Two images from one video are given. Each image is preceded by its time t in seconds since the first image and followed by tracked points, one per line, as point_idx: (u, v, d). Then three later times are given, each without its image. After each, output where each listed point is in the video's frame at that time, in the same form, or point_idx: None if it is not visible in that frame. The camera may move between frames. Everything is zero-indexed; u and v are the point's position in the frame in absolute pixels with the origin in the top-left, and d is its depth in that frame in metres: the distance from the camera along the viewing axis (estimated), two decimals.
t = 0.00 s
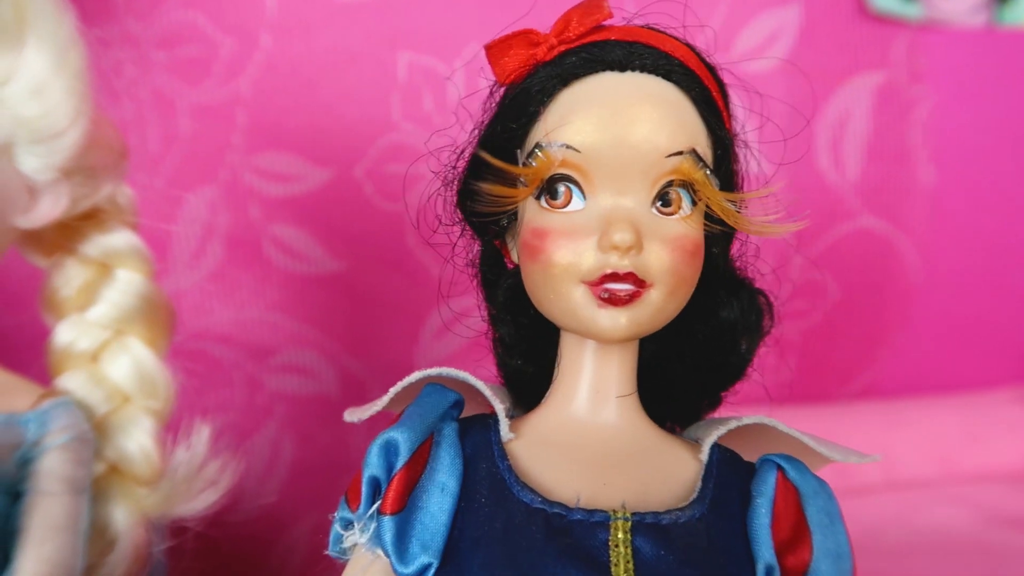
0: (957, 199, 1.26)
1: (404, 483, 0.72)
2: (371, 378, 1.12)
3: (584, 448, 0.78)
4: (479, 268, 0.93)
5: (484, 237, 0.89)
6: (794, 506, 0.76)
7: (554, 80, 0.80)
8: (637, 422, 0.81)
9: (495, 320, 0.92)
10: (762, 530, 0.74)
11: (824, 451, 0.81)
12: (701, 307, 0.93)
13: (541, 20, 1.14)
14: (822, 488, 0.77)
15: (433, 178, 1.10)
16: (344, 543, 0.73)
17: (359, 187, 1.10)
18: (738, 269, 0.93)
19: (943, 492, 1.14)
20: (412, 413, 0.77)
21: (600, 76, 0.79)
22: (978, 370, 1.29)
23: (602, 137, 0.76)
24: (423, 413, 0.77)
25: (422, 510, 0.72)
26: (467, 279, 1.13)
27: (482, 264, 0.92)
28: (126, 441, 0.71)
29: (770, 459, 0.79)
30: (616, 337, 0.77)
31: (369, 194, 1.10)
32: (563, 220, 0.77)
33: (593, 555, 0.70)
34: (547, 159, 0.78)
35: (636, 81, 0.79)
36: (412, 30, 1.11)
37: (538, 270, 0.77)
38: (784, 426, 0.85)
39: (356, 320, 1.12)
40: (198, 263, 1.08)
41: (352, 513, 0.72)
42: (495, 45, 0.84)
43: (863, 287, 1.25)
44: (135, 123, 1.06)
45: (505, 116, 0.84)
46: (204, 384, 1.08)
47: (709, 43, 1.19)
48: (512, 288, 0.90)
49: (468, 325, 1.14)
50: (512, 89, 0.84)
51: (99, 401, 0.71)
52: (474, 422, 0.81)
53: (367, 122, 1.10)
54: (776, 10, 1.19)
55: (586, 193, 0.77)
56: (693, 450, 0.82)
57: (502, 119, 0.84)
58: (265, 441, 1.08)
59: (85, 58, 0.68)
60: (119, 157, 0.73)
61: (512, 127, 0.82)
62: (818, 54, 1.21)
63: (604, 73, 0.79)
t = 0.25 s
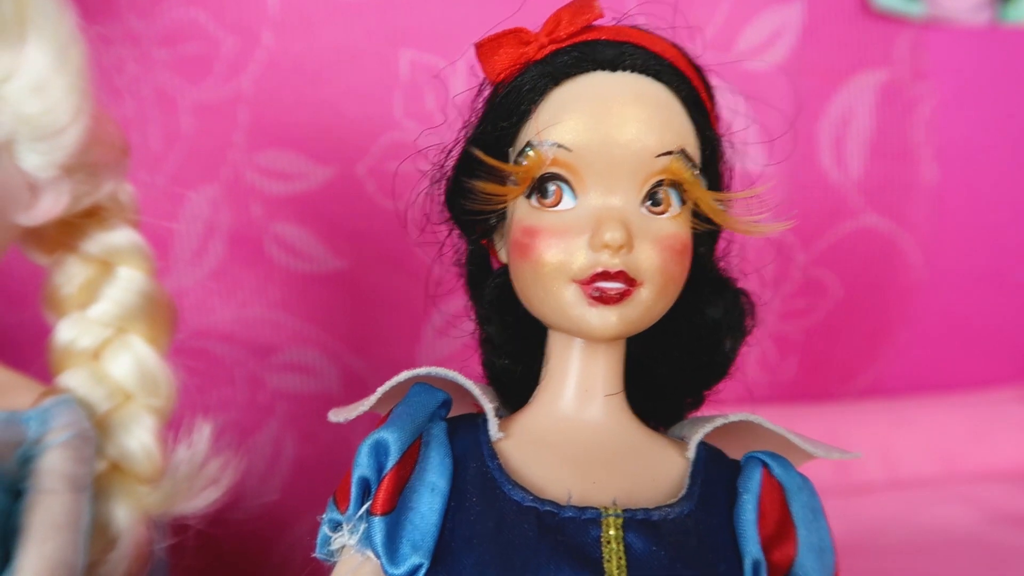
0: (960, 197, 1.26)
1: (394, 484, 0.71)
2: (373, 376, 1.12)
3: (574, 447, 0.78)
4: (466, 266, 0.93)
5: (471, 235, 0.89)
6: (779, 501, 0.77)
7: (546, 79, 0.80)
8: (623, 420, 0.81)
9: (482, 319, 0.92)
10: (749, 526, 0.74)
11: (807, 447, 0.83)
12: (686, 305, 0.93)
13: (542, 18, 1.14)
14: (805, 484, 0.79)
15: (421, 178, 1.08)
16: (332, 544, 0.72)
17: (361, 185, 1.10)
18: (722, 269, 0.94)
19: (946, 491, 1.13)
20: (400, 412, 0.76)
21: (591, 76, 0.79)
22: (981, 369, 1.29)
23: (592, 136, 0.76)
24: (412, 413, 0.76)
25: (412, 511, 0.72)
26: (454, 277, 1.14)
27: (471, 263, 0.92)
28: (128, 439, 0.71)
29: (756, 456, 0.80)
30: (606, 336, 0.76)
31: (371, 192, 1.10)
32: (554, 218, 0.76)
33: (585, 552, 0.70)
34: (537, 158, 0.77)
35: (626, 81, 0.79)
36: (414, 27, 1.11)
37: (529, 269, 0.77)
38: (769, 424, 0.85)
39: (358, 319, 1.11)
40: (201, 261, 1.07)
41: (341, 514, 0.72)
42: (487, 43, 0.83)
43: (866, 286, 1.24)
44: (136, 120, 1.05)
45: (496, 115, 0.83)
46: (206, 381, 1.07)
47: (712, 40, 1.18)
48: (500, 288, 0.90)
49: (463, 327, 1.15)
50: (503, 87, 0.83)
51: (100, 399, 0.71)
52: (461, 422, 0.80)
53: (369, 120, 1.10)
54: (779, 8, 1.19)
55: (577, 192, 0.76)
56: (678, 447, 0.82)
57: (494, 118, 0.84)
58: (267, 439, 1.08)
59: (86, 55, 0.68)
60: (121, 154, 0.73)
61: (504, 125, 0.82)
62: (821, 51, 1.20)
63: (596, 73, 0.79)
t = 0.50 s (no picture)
0: (961, 195, 1.26)
1: (369, 486, 0.71)
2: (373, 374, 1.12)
3: (544, 445, 0.78)
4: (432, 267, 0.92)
5: (435, 237, 0.89)
6: (744, 493, 0.79)
7: (510, 83, 0.79)
8: (590, 416, 0.81)
9: (450, 319, 0.91)
10: (717, 516, 0.76)
11: (770, 438, 0.85)
12: (650, 304, 0.93)
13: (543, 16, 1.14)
14: (768, 475, 0.80)
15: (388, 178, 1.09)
16: (306, 548, 0.71)
17: (361, 184, 1.10)
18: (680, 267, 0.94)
19: (947, 489, 1.13)
20: (372, 414, 0.75)
21: (556, 81, 0.78)
22: (979, 367, 1.30)
23: (558, 138, 0.76)
24: (384, 414, 0.76)
25: (388, 512, 0.71)
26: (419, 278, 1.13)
27: (436, 265, 0.91)
28: (130, 437, 0.71)
29: (720, 449, 0.82)
30: (575, 335, 0.77)
31: (371, 190, 1.10)
32: (523, 219, 0.76)
33: (562, 545, 0.70)
34: (506, 160, 0.77)
35: (590, 85, 0.78)
36: (415, 26, 1.11)
37: (500, 269, 0.76)
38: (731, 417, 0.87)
39: (358, 317, 1.11)
40: (201, 260, 1.07)
41: (315, 518, 0.71)
42: (451, 47, 0.83)
43: (866, 284, 1.24)
44: (137, 118, 1.05)
45: (462, 118, 0.82)
46: (206, 379, 1.07)
47: (712, 38, 1.17)
48: (468, 289, 0.89)
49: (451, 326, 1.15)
50: (467, 91, 0.82)
51: (101, 397, 0.71)
52: (431, 422, 0.80)
53: (369, 119, 1.10)
54: (779, 7, 1.19)
55: (545, 194, 0.76)
56: (647, 442, 0.83)
57: (459, 122, 0.82)
58: (268, 438, 1.08)
59: (86, 54, 0.67)
60: (121, 152, 0.73)
61: (471, 128, 0.81)
62: (821, 49, 1.20)
63: (560, 78, 0.79)
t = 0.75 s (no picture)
0: (960, 195, 1.26)
1: (366, 488, 0.70)
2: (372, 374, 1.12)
3: (540, 446, 0.78)
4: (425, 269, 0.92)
5: (429, 238, 0.88)
6: (737, 494, 0.80)
7: (508, 85, 0.79)
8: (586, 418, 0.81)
9: (443, 320, 0.90)
10: (710, 517, 0.77)
11: (761, 441, 0.85)
12: (642, 307, 0.93)
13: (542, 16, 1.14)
14: (760, 476, 0.82)
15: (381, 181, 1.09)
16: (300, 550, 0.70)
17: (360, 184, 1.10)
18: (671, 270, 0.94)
19: (947, 489, 1.13)
20: (368, 415, 0.75)
21: (554, 84, 0.79)
22: (978, 366, 1.30)
23: (556, 141, 0.76)
24: (381, 415, 0.75)
25: (384, 514, 0.71)
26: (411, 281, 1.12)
27: (431, 267, 0.91)
28: (128, 437, 0.71)
29: (712, 452, 0.83)
30: (572, 337, 0.77)
31: (371, 190, 1.10)
32: (520, 222, 0.76)
33: (561, 547, 0.70)
34: (504, 162, 0.77)
35: (588, 89, 0.78)
36: (414, 26, 1.11)
37: (497, 271, 0.76)
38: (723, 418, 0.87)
39: (357, 317, 1.11)
40: (200, 259, 1.07)
41: (311, 520, 0.70)
42: (449, 48, 0.82)
43: (865, 284, 1.24)
44: (136, 118, 1.05)
45: (460, 120, 0.82)
46: (206, 379, 1.07)
47: (712, 38, 1.17)
48: (461, 291, 0.88)
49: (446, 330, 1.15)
50: (465, 93, 0.82)
51: (101, 397, 0.71)
52: (427, 424, 0.79)
53: (369, 119, 1.10)
54: (778, 6, 1.19)
55: (543, 196, 0.76)
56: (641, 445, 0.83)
57: (457, 124, 0.82)
58: (267, 438, 1.08)
59: (85, 54, 0.68)
60: (121, 152, 0.73)
61: (468, 130, 0.81)
62: (821, 49, 1.20)
63: (558, 82, 0.79)
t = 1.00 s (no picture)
0: (962, 194, 1.26)
1: (377, 481, 0.70)
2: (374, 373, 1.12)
3: (553, 441, 0.78)
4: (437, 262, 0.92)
5: (442, 231, 0.88)
6: (752, 491, 0.79)
7: (520, 76, 0.79)
8: (598, 411, 0.81)
9: (456, 314, 0.90)
10: (726, 514, 0.77)
11: (777, 436, 0.85)
12: (657, 301, 0.93)
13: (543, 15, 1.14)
14: (776, 473, 0.81)
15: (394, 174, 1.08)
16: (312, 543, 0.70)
17: (362, 182, 1.10)
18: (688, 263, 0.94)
19: (949, 488, 1.13)
20: (379, 408, 0.75)
21: (566, 75, 0.78)
22: (980, 365, 1.30)
23: (568, 133, 0.76)
24: (392, 408, 0.75)
25: (395, 508, 0.71)
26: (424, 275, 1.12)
27: (442, 260, 0.90)
28: (131, 434, 0.71)
29: (728, 446, 0.82)
30: (584, 331, 0.77)
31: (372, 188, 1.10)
32: (532, 214, 0.76)
33: (573, 543, 0.70)
34: (515, 154, 0.77)
35: (600, 80, 0.78)
36: (416, 25, 1.11)
37: (509, 264, 0.76)
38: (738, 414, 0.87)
39: (359, 316, 1.11)
40: (201, 257, 1.07)
41: (322, 513, 0.70)
42: (460, 40, 0.82)
43: (867, 283, 1.24)
44: (137, 116, 1.05)
45: (471, 112, 0.82)
46: (207, 378, 1.07)
47: (713, 36, 1.16)
48: (475, 284, 0.89)
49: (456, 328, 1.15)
50: (477, 84, 0.82)
51: (102, 394, 0.70)
52: (440, 416, 0.79)
53: (370, 117, 1.10)
54: (779, 5, 1.18)
55: (554, 188, 0.76)
56: (654, 439, 0.83)
57: (469, 116, 0.82)
58: (268, 436, 1.08)
59: (87, 50, 0.67)
60: (122, 149, 0.73)
61: (480, 122, 0.81)
62: (823, 48, 1.20)
63: (571, 73, 0.79)
